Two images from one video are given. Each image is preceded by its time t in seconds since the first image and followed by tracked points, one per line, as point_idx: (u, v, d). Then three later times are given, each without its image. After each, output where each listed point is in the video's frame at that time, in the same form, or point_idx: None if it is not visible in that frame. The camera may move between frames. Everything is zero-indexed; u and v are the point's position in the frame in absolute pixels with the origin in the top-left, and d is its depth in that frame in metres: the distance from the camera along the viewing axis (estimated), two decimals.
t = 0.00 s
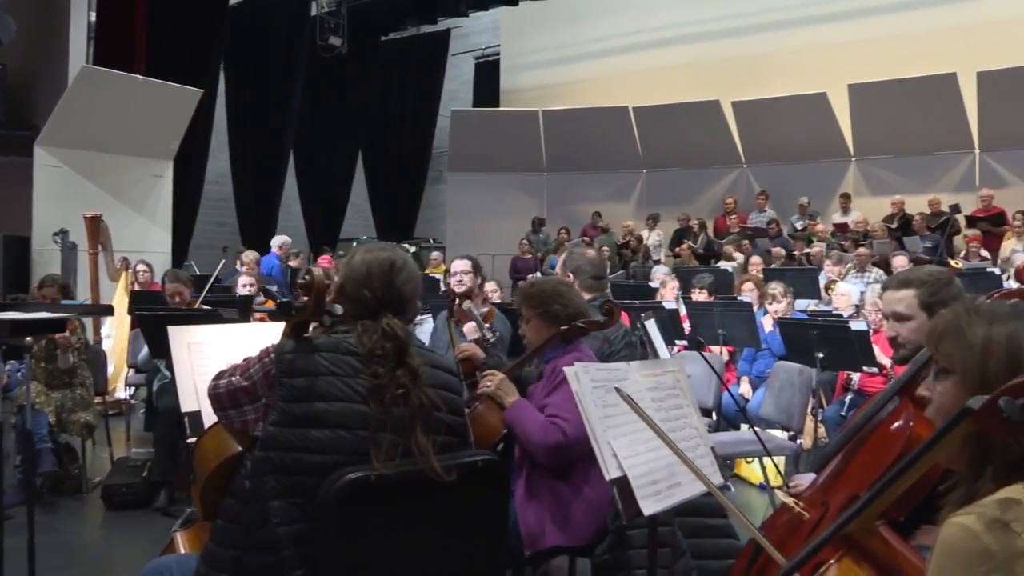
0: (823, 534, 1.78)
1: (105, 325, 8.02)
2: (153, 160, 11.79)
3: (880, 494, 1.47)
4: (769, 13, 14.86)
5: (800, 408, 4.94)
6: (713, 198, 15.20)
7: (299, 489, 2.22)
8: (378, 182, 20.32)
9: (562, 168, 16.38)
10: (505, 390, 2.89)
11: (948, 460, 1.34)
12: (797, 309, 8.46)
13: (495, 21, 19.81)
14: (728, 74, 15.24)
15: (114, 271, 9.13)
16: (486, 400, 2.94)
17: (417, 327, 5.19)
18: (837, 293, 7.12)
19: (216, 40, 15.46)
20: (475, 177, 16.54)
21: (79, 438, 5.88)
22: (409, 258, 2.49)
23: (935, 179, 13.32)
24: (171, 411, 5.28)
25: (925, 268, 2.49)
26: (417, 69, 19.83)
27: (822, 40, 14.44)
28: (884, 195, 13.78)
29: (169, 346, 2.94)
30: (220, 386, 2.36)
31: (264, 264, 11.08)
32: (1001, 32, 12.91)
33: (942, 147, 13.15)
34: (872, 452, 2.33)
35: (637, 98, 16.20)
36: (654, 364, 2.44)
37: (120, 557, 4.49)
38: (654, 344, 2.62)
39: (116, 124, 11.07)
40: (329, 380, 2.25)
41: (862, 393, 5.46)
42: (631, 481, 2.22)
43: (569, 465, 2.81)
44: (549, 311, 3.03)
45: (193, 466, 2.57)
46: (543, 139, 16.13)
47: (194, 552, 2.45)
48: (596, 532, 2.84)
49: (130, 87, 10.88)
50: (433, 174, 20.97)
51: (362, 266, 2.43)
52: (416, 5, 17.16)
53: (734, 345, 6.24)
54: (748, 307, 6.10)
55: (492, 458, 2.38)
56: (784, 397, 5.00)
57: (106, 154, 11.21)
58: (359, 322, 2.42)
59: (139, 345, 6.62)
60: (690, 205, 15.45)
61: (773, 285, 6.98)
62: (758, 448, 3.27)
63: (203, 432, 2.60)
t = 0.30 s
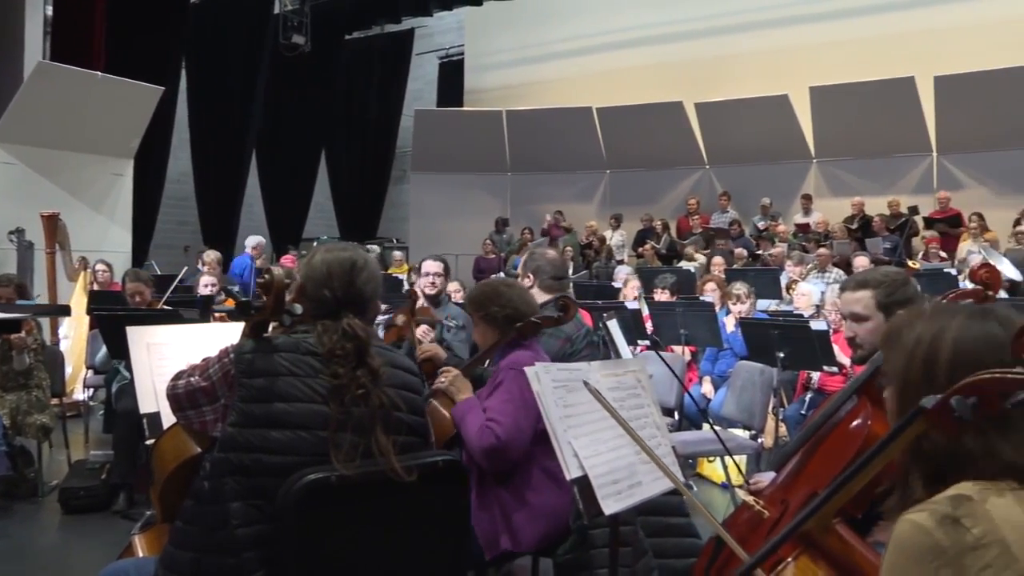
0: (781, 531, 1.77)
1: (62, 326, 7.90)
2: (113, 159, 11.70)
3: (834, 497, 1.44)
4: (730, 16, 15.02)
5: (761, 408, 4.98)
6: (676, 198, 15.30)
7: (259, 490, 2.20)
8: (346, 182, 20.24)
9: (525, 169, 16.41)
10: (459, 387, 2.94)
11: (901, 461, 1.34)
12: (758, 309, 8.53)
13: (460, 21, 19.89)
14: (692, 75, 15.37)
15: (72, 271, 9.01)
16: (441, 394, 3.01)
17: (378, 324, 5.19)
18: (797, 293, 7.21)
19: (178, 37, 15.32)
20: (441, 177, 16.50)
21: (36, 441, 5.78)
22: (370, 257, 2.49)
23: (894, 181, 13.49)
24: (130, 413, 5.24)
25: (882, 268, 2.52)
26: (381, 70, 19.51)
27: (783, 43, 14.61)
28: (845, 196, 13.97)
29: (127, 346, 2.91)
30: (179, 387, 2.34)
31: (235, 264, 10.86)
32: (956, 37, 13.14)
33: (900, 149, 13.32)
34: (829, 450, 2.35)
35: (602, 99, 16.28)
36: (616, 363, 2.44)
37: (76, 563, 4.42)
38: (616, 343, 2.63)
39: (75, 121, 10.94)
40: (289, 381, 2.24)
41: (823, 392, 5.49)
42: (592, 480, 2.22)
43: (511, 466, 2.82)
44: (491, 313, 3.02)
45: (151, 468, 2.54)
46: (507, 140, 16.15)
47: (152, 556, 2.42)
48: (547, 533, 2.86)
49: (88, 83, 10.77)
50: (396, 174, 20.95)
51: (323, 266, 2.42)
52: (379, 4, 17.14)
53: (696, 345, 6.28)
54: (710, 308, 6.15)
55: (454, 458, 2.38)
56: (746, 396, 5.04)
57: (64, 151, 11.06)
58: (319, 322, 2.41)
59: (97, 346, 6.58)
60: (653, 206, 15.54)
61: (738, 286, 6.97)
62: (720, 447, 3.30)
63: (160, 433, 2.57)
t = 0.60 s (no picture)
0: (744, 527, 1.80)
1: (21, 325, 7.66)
2: (73, 156, 11.59)
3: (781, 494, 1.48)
4: (695, 18, 15.11)
5: (724, 407, 5.03)
6: (641, 198, 15.38)
7: (222, 492, 2.19)
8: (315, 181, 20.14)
9: (490, 169, 16.43)
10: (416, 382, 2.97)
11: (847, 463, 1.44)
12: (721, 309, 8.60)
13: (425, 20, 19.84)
14: (658, 76, 15.44)
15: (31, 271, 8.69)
16: (398, 392, 3.04)
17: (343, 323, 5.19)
18: (761, 293, 7.30)
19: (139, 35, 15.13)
20: (408, 177, 16.45)
21: None
22: (332, 257, 2.48)
23: (856, 183, 13.67)
24: (90, 415, 5.20)
25: (843, 269, 2.54)
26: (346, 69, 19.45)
27: (747, 46, 14.72)
28: (807, 197, 14.13)
29: (87, 347, 2.89)
30: (138, 388, 2.31)
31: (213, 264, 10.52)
32: (915, 40, 13.32)
33: (863, 151, 13.49)
34: (790, 449, 2.36)
35: (568, 100, 16.32)
36: (577, 363, 2.46)
37: (34, 567, 4.37)
38: (581, 343, 2.63)
39: (34, 119, 10.77)
40: (250, 381, 2.23)
41: (785, 391, 5.47)
42: (555, 479, 2.23)
43: (464, 464, 2.84)
44: (439, 317, 3.03)
45: (111, 471, 2.52)
46: (473, 140, 16.16)
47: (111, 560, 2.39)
48: (503, 533, 2.88)
49: (46, 80, 10.61)
50: (361, 174, 20.89)
51: (285, 265, 2.42)
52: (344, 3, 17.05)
53: (660, 344, 6.34)
54: (673, 308, 6.20)
55: (417, 458, 2.38)
56: (709, 396, 5.08)
57: (23, 149, 10.90)
58: (282, 321, 2.40)
59: (57, 346, 6.53)
60: (618, 206, 15.62)
61: (704, 287, 7.07)
62: (683, 445, 3.33)
63: (120, 435, 2.54)
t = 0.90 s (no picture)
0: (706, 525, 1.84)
1: None
2: (30, 154, 11.39)
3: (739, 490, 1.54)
4: (660, 19, 15.19)
5: (687, 407, 5.06)
6: (604, 199, 15.43)
7: (180, 495, 2.17)
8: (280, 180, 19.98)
9: (454, 169, 16.39)
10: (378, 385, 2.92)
11: (805, 462, 1.56)
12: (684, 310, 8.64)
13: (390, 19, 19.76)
14: (624, 77, 15.50)
15: None
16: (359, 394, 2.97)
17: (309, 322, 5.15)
18: (723, 293, 7.37)
19: (98, 31, 14.89)
20: (375, 176, 16.33)
21: None
22: (293, 258, 2.47)
23: (817, 184, 13.81)
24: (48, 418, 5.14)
25: (802, 269, 2.55)
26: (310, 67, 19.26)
27: (711, 47, 14.81)
28: (769, 198, 14.25)
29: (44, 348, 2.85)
30: (96, 389, 2.28)
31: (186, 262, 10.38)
32: (875, 44, 13.54)
33: (825, 153, 13.62)
34: (750, 448, 2.37)
35: (534, 100, 16.34)
36: (539, 364, 2.47)
37: None
38: (545, 345, 2.62)
39: None
40: (211, 383, 2.21)
41: (747, 392, 5.56)
42: (517, 480, 2.23)
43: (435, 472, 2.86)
44: (408, 321, 3.03)
45: (67, 475, 2.48)
46: (437, 140, 16.10)
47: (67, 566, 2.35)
48: (470, 539, 2.92)
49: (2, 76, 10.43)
50: (325, 173, 20.72)
51: (245, 266, 2.40)
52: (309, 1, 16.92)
53: (623, 344, 6.37)
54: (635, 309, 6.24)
55: (377, 458, 2.36)
56: (672, 395, 5.12)
57: None
58: (241, 322, 2.38)
59: (13, 348, 6.41)
60: (583, 206, 15.64)
61: (665, 286, 6.90)
62: (645, 445, 3.35)
63: (75, 440, 2.50)
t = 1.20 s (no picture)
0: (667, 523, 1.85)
1: None
2: None
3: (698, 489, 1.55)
4: (628, 20, 15.24)
5: (651, 407, 5.10)
6: (569, 199, 15.48)
7: (139, 497, 2.15)
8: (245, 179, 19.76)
9: (419, 169, 16.33)
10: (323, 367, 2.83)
11: (765, 460, 1.58)
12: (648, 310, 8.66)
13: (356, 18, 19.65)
14: (592, 77, 15.54)
15: None
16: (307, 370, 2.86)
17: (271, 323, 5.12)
18: (687, 293, 7.42)
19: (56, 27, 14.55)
20: (343, 176, 16.24)
21: None
22: (257, 258, 2.45)
23: (780, 186, 13.95)
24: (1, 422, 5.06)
25: (764, 270, 2.57)
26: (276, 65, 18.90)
27: (678, 49, 14.88)
28: (733, 199, 14.37)
29: None
30: (53, 391, 2.25)
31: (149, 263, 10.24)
32: (837, 47, 13.73)
33: (790, 154, 13.74)
34: (711, 448, 2.38)
35: (503, 100, 16.31)
36: (504, 364, 2.48)
37: None
38: (510, 346, 2.62)
39: None
40: (172, 384, 2.19)
41: (711, 391, 5.71)
42: (478, 480, 2.23)
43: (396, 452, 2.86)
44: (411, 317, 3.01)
45: (23, 479, 2.44)
46: (403, 139, 16.02)
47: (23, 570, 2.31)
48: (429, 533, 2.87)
49: None
50: (289, 172, 20.55)
51: (208, 266, 2.38)
52: None
53: (587, 344, 6.39)
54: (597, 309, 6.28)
55: (340, 459, 2.36)
56: (637, 395, 5.16)
57: None
58: (203, 323, 2.36)
59: None
60: (547, 207, 15.69)
61: (629, 286, 7.02)
62: (609, 445, 3.37)
63: (31, 442, 2.46)
